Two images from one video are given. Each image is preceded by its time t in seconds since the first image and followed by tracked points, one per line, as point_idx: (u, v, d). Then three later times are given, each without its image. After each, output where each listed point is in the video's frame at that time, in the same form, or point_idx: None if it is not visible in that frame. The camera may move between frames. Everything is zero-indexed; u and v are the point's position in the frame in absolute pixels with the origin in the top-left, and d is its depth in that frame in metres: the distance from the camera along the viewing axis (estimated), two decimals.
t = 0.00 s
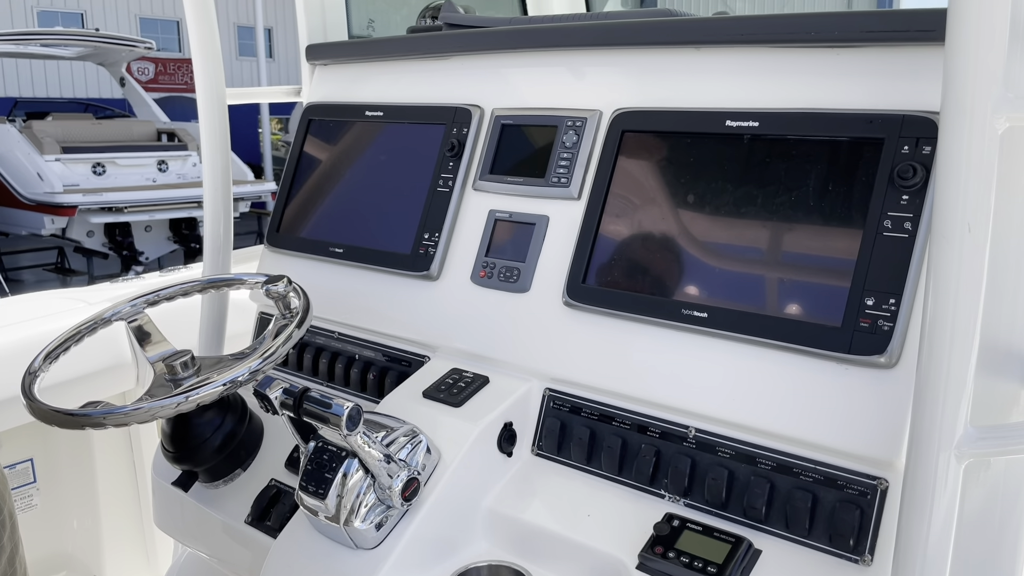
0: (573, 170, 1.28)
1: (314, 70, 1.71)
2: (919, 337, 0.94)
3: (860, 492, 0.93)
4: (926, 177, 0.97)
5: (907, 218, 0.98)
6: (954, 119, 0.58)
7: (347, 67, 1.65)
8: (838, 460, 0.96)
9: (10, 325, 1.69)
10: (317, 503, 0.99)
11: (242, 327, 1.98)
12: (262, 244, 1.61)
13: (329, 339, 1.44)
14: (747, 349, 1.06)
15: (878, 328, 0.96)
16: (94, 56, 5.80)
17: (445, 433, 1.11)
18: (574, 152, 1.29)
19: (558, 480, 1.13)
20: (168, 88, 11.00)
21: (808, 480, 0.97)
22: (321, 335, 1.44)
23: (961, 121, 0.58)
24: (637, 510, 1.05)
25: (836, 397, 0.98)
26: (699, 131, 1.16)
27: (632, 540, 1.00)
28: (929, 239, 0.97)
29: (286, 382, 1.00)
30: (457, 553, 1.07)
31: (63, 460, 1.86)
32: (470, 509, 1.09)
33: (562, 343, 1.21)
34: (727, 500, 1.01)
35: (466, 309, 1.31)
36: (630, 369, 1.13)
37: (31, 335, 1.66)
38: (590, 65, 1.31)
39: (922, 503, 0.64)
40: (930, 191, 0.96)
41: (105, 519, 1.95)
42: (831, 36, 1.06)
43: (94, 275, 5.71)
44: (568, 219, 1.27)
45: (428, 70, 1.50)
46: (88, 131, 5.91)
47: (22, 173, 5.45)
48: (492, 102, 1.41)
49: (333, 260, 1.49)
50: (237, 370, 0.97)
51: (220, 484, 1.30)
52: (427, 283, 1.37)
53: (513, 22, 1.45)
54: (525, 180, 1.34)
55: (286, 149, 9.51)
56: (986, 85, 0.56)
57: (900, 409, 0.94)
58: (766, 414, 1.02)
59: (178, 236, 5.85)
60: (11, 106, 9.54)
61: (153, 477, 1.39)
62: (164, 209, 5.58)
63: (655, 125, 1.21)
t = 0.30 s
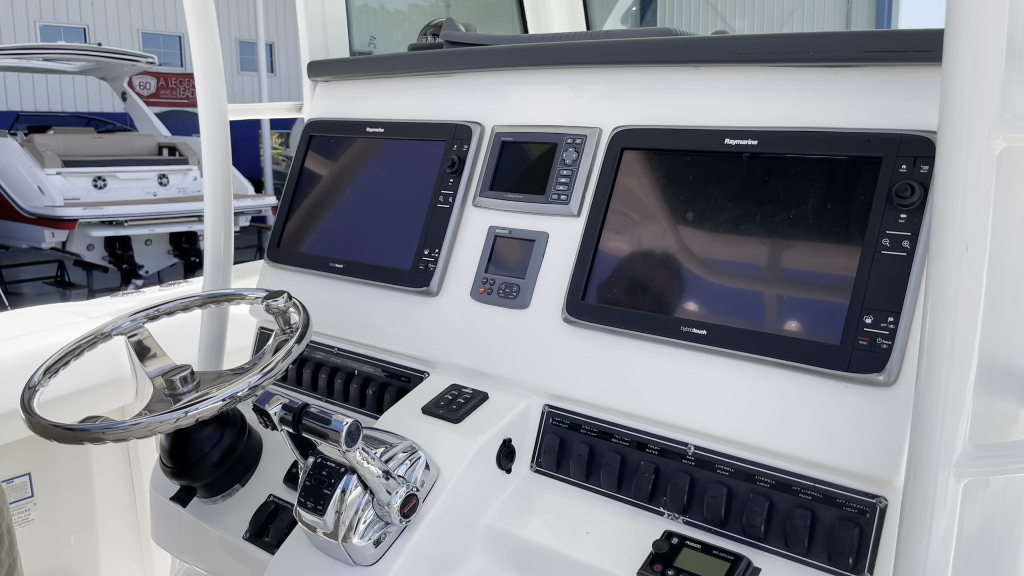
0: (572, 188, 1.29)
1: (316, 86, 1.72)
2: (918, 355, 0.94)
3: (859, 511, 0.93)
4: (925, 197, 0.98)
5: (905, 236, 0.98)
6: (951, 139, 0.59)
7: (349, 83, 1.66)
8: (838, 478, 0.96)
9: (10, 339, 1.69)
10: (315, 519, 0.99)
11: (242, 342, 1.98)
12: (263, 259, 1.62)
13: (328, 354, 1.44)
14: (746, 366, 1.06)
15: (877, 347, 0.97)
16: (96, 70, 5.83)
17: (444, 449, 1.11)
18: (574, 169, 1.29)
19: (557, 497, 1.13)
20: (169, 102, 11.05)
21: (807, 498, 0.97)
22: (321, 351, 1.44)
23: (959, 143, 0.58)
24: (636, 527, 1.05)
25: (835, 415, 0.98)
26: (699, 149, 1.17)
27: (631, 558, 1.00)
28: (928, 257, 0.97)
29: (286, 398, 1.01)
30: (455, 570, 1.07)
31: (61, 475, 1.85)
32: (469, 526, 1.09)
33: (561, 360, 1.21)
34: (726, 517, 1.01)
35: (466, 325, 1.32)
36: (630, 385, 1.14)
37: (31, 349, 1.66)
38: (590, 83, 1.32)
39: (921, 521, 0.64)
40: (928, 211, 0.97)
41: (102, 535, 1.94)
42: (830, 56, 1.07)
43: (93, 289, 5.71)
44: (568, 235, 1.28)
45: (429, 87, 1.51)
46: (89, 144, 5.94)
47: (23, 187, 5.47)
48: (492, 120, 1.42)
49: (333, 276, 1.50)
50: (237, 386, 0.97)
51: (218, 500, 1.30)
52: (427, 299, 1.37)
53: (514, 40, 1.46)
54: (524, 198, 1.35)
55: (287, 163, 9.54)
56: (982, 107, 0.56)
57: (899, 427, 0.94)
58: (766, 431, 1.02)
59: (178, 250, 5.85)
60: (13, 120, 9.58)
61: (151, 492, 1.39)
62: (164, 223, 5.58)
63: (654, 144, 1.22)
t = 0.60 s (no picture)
0: (572, 215, 1.30)
1: (319, 111, 1.74)
2: (916, 384, 0.95)
3: (858, 539, 0.93)
4: (921, 227, 0.99)
5: (902, 265, 0.99)
6: (946, 170, 0.60)
7: (351, 109, 1.68)
8: (837, 506, 0.96)
9: (10, 360, 1.70)
10: (314, 545, 0.99)
11: (242, 364, 1.99)
12: (264, 283, 1.63)
13: (328, 377, 1.44)
14: (744, 393, 1.06)
15: (875, 375, 0.97)
16: (99, 91, 5.88)
17: (442, 474, 1.11)
18: (574, 196, 1.30)
19: (556, 523, 1.12)
20: (172, 124, 11.12)
21: (806, 526, 0.97)
22: (320, 374, 1.44)
23: (954, 174, 0.59)
24: (635, 554, 1.04)
25: (833, 442, 0.99)
26: (698, 177, 1.18)
27: None
28: (924, 286, 0.98)
29: (285, 423, 1.02)
30: None
31: (59, 497, 1.85)
32: (468, 551, 1.09)
33: (561, 385, 1.21)
34: (725, 545, 1.00)
35: (465, 350, 1.32)
36: (629, 411, 1.14)
37: (32, 371, 1.66)
38: (590, 111, 1.33)
39: (920, 551, 0.65)
40: (925, 240, 0.98)
41: (98, 556, 1.93)
42: (826, 86, 1.09)
43: (94, 309, 5.71)
44: (568, 261, 1.29)
45: (431, 113, 1.53)
46: (93, 166, 5.96)
47: (25, 206, 5.50)
48: (494, 146, 1.44)
49: (334, 300, 1.51)
50: (237, 410, 0.97)
51: (216, 524, 1.30)
52: (427, 324, 1.38)
53: (515, 68, 1.48)
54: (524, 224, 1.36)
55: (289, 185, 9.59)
56: (976, 139, 0.57)
57: (897, 455, 0.94)
58: (763, 458, 1.02)
59: (178, 270, 5.86)
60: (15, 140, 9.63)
61: (149, 516, 1.39)
62: (164, 244, 5.60)
63: (653, 171, 1.23)
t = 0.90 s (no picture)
0: (573, 261, 1.31)
1: (324, 154, 1.76)
2: (915, 436, 0.95)
3: None
4: (918, 279, 1.00)
5: (900, 317, 1.00)
6: (943, 227, 0.60)
7: (355, 152, 1.70)
8: (837, 559, 0.95)
9: (10, 398, 1.69)
10: None
11: (241, 403, 1.98)
12: (266, 323, 1.64)
13: (328, 419, 1.44)
14: (742, 442, 1.06)
15: (873, 428, 0.98)
16: (104, 125, 5.93)
17: (439, 521, 1.10)
18: (574, 243, 1.32)
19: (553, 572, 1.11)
20: (175, 157, 11.20)
21: None
22: (319, 417, 1.44)
23: (951, 235, 0.59)
24: None
25: (832, 495, 0.98)
26: (697, 226, 1.20)
27: None
28: (922, 338, 0.99)
29: (284, 469, 1.02)
30: None
31: (54, 536, 1.83)
32: None
33: (560, 431, 1.21)
34: None
35: (465, 394, 1.32)
36: (629, 459, 1.14)
37: (30, 409, 1.66)
38: (590, 159, 1.35)
39: None
40: (922, 294, 0.99)
41: None
42: (823, 140, 1.11)
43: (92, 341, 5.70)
44: (568, 308, 1.29)
45: (434, 158, 1.54)
46: (95, 199, 5.99)
47: (26, 238, 5.51)
48: (495, 191, 1.45)
49: (334, 341, 1.51)
50: (236, 455, 0.98)
51: (212, 569, 1.28)
52: (427, 367, 1.38)
53: (517, 116, 1.50)
54: (525, 269, 1.37)
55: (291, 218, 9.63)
56: (971, 202, 0.58)
57: (896, 509, 0.94)
58: (762, 510, 1.01)
59: (178, 303, 5.85)
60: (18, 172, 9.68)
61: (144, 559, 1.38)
62: (165, 276, 5.61)
63: (653, 220, 1.24)
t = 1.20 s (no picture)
0: (571, 328, 1.32)
1: (326, 214, 1.79)
2: (913, 516, 0.95)
3: None
4: (915, 358, 1.01)
5: (897, 396, 1.00)
6: (937, 306, 0.55)
7: (357, 213, 1.72)
8: None
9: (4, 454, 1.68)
10: None
11: (236, 459, 1.97)
12: (264, 384, 1.63)
13: (324, 481, 1.43)
14: (740, 517, 1.06)
15: (871, 508, 0.97)
16: (107, 169, 5.98)
17: None
18: (573, 310, 1.33)
19: None
20: (176, 200, 11.30)
21: None
22: (315, 479, 1.43)
23: (945, 319, 0.55)
24: None
25: None
26: (695, 296, 1.21)
27: None
28: (919, 418, 0.99)
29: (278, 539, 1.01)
30: None
31: None
32: None
33: (557, 501, 1.20)
34: None
35: (461, 460, 1.32)
36: (626, 531, 1.13)
37: (24, 466, 1.65)
38: (589, 227, 1.37)
39: None
40: (919, 373, 0.99)
41: None
42: (820, 216, 1.12)
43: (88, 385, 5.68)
44: (566, 375, 1.30)
45: (434, 221, 1.56)
46: (95, 242, 6.00)
47: (25, 282, 5.52)
48: (496, 256, 1.46)
49: (332, 403, 1.52)
50: (231, 523, 0.98)
51: None
52: (425, 432, 1.38)
53: (517, 181, 1.53)
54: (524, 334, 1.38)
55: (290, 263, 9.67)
56: (964, 280, 0.53)
57: None
58: None
59: (175, 347, 5.87)
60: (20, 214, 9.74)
61: None
62: (162, 320, 5.61)
63: (651, 288, 1.26)
